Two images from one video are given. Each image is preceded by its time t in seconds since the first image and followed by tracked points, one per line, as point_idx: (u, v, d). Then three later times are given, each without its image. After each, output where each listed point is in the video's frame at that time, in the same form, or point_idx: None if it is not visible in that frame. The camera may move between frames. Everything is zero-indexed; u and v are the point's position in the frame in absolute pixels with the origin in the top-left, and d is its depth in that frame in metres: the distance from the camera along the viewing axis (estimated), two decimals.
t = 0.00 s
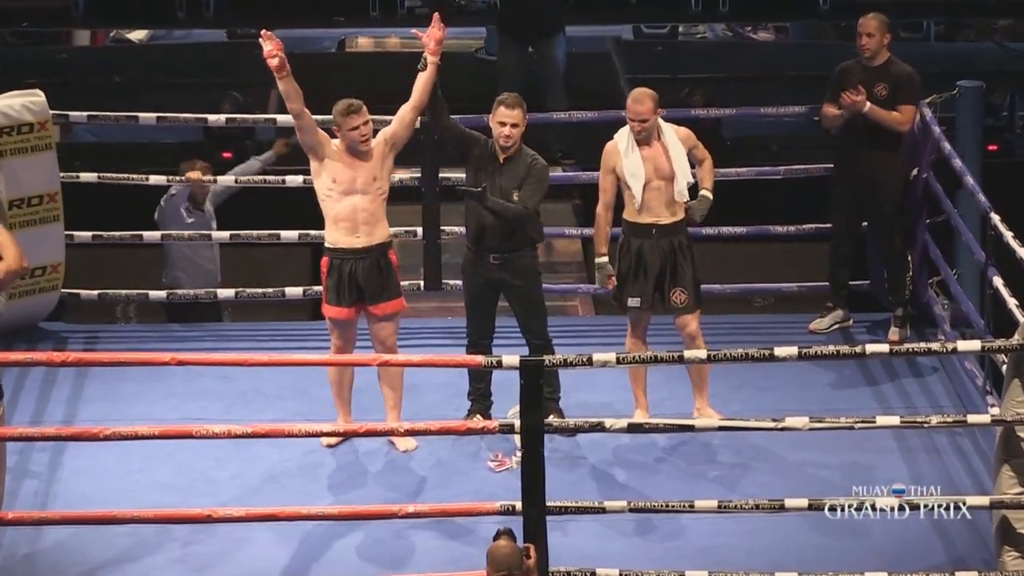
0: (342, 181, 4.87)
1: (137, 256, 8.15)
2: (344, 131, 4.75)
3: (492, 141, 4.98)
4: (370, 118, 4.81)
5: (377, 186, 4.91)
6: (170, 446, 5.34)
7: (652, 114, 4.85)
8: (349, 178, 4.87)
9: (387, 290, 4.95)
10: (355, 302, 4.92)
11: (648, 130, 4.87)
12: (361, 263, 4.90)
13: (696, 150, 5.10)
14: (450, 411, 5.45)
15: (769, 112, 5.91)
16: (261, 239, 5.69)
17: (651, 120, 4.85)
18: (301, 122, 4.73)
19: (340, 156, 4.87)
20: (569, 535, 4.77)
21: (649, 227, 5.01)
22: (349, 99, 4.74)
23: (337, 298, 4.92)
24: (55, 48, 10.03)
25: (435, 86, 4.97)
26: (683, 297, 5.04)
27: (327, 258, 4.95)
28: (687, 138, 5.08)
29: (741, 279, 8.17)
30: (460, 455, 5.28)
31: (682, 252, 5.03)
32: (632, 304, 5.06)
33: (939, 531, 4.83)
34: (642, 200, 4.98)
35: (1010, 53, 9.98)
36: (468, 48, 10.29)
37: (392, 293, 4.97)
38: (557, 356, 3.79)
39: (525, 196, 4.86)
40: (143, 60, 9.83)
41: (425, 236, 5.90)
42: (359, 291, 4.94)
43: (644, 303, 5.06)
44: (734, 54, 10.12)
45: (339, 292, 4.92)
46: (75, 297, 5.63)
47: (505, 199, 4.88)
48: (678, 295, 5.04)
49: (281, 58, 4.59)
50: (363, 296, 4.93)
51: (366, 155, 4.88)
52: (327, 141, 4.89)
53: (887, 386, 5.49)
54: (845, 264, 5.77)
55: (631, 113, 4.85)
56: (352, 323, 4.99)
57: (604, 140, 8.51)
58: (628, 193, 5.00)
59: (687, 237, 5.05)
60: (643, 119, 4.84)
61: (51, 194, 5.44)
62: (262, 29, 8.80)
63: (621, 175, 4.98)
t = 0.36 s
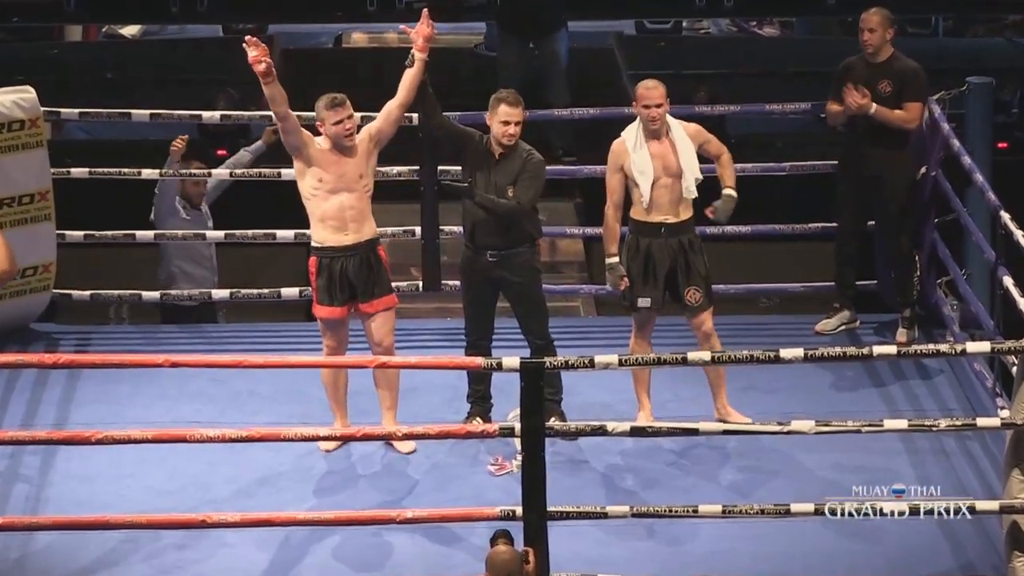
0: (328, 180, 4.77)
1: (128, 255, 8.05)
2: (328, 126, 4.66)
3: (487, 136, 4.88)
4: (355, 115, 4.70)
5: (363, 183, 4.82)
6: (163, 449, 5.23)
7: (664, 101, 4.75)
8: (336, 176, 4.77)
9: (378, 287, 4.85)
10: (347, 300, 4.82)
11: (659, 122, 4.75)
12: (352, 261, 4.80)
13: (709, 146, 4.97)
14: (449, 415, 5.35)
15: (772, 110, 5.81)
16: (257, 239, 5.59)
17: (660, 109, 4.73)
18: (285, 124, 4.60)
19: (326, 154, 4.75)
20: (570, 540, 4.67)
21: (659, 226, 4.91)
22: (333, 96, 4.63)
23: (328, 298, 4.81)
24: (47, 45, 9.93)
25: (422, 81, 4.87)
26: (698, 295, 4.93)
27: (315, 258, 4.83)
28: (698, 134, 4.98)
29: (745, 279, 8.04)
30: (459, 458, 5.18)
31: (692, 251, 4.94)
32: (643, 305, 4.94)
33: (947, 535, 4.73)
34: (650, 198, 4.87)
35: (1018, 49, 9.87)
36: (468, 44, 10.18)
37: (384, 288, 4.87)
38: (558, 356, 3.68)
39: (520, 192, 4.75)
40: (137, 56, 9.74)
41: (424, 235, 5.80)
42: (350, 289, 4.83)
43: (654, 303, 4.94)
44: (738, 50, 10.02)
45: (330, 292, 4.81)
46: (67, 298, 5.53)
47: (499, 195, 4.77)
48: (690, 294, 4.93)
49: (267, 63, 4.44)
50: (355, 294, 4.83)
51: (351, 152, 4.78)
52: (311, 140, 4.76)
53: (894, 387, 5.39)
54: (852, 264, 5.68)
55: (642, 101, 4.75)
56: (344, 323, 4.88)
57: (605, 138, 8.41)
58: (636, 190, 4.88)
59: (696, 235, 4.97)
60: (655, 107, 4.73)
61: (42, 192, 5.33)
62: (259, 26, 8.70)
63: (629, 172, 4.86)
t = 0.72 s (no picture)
0: (326, 180, 4.67)
1: (121, 254, 7.94)
2: (323, 118, 4.58)
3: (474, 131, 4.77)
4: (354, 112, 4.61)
5: (360, 182, 4.73)
6: (156, 453, 5.14)
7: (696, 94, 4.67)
8: (333, 176, 4.68)
9: (376, 288, 4.75)
10: (345, 302, 4.72)
11: (688, 113, 4.67)
12: (350, 263, 4.70)
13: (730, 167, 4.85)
14: (447, 418, 5.25)
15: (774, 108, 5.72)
16: (251, 239, 5.49)
17: (690, 102, 4.66)
18: (283, 123, 4.49)
19: (324, 154, 4.66)
20: (572, 545, 4.58)
21: (681, 225, 4.81)
22: (334, 91, 4.54)
23: (326, 301, 4.72)
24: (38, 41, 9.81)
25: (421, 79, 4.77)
26: (719, 295, 4.84)
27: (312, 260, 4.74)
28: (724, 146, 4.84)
29: (748, 279, 7.96)
30: (458, 462, 5.08)
31: (716, 251, 4.84)
32: (666, 305, 4.85)
33: (957, 539, 4.63)
34: (667, 195, 4.79)
35: None
36: (466, 40, 10.06)
37: (383, 288, 4.77)
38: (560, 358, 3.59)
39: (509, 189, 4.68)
40: (130, 54, 9.61)
41: (422, 235, 5.71)
42: (349, 291, 4.74)
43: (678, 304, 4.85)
44: (741, 45, 9.91)
45: (329, 296, 4.72)
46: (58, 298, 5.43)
47: (489, 194, 4.70)
48: (712, 294, 4.84)
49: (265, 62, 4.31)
50: (353, 295, 4.74)
51: (349, 151, 4.69)
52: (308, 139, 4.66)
53: (901, 389, 5.29)
54: (857, 265, 5.60)
55: (674, 91, 4.67)
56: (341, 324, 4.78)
57: (605, 136, 8.31)
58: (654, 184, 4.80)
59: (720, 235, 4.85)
60: (686, 97, 4.65)
61: (33, 191, 5.23)
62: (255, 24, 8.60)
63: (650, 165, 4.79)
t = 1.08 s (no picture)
0: (340, 182, 4.55)
1: (112, 258, 7.83)
2: (338, 115, 4.47)
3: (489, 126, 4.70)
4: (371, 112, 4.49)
5: (374, 186, 4.62)
6: (149, 458, 5.04)
7: (711, 99, 4.58)
8: (347, 179, 4.56)
9: (385, 296, 4.66)
10: (353, 309, 4.62)
11: (705, 118, 4.60)
12: (360, 268, 4.60)
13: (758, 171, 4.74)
14: (447, 422, 5.14)
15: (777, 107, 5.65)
16: (246, 240, 5.39)
17: (702, 108, 4.58)
18: (295, 123, 4.38)
19: (338, 156, 4.53)
20: (573, 552, 4.48)
21: (702, 227, 4.72)
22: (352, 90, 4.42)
23: (335, 307, 4.60)
24: (28, 38, 9.69)
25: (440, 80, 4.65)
26: (737, 301, 4.74)
27: (320, 264, 4.62)
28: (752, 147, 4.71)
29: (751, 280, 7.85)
30: (458, 468, 4.98)
31: (737, 255, 4.73)
32: (682, 307, 4.75)
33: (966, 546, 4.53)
34: (693, 192, 4.72)
35: None
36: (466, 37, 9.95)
37: (389, 301, 4.67)
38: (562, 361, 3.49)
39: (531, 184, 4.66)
40: (125, 52, 9.50)
41: (420, 236, 5.61)
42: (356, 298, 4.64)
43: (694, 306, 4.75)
44: (745, 43, 9.80)
45: (336, 301, 4.61)
46: (50, 300, 5.34)
47: (510, 188, 4.65)
48: (729, 299, 4.74)
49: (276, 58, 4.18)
50: (360, 302, 4.64)
51: (365, 153, 4.57)
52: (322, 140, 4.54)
53: (910, 392, 5.20)
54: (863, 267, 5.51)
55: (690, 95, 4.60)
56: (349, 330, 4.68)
57: (607, 135, 8.21)
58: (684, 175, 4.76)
59: (744, 239, 4.75)
60: (700, 102, 4.57)
61: (24, 191, 5.13)
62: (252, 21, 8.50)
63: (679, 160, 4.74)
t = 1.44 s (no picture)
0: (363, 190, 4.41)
1: (102, 263, 7.76)
2: (363, 122, 4.30)
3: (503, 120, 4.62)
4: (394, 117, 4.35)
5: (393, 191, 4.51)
6: (140, 466, 4.94)
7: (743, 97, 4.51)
8: (369, 186, 4.42)
9: (407, 298, 4.56)
10: (381, 310, 4.48)
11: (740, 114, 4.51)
12: (386, 269, 4.48)
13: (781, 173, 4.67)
14: (445, 430, 5.04)
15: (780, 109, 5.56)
16: (240, 244, 5.30)
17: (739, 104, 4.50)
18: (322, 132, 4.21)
19: (359, 163, 4.38)
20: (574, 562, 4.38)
21: (717, 227, 4.63)
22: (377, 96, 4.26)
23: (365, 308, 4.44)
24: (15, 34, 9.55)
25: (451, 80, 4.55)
26: (750, 306, 4.62)
27: (345, 269, 4.45)
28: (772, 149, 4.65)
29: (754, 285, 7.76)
30: (456, 476, 4.88)
31: (752, 260, 4.64)
32: (692, 308, 4.64)
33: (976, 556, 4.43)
34: (710, 193, 4.62)
35: None
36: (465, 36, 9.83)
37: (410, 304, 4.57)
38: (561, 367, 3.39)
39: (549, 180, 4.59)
40: (119, 52, 9.39)
41: (417, 240, 5.51)
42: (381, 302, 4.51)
43: (702, 308, 4.64)
44: (747, 43, 9.69)
45: (365, 303, 4.45)
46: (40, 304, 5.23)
47: (529, 183, 4.57)
48: (743, 305, 4.63)
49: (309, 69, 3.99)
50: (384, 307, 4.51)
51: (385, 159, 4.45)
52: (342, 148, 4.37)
53: (919, 399, 5.09)
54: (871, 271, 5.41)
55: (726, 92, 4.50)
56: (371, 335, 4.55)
57: (608, 137, 8.11)
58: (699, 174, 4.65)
59: (760, 243, 4.66)
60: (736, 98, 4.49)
61: (13, 196, 4.76)
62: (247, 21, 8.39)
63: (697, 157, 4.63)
